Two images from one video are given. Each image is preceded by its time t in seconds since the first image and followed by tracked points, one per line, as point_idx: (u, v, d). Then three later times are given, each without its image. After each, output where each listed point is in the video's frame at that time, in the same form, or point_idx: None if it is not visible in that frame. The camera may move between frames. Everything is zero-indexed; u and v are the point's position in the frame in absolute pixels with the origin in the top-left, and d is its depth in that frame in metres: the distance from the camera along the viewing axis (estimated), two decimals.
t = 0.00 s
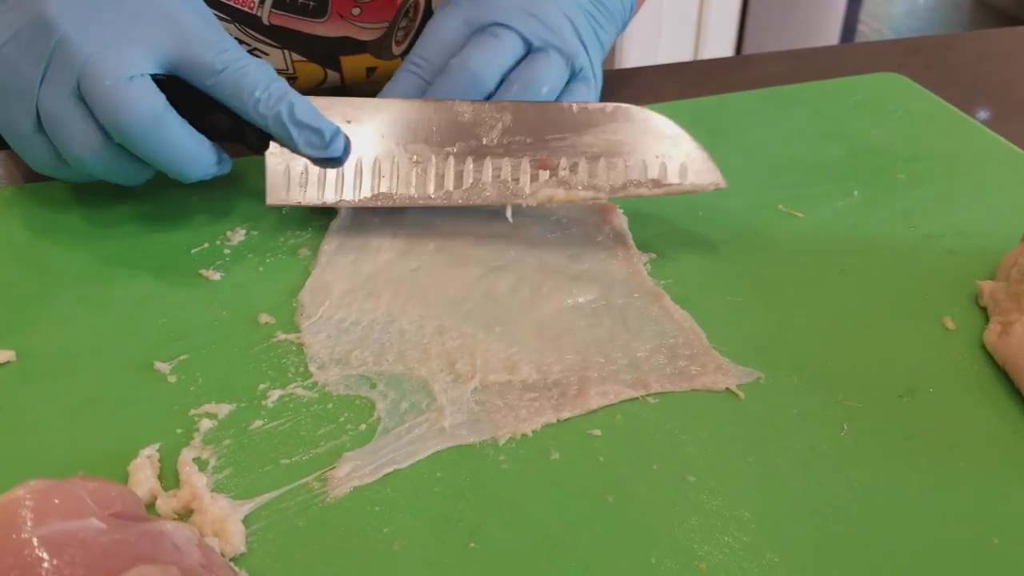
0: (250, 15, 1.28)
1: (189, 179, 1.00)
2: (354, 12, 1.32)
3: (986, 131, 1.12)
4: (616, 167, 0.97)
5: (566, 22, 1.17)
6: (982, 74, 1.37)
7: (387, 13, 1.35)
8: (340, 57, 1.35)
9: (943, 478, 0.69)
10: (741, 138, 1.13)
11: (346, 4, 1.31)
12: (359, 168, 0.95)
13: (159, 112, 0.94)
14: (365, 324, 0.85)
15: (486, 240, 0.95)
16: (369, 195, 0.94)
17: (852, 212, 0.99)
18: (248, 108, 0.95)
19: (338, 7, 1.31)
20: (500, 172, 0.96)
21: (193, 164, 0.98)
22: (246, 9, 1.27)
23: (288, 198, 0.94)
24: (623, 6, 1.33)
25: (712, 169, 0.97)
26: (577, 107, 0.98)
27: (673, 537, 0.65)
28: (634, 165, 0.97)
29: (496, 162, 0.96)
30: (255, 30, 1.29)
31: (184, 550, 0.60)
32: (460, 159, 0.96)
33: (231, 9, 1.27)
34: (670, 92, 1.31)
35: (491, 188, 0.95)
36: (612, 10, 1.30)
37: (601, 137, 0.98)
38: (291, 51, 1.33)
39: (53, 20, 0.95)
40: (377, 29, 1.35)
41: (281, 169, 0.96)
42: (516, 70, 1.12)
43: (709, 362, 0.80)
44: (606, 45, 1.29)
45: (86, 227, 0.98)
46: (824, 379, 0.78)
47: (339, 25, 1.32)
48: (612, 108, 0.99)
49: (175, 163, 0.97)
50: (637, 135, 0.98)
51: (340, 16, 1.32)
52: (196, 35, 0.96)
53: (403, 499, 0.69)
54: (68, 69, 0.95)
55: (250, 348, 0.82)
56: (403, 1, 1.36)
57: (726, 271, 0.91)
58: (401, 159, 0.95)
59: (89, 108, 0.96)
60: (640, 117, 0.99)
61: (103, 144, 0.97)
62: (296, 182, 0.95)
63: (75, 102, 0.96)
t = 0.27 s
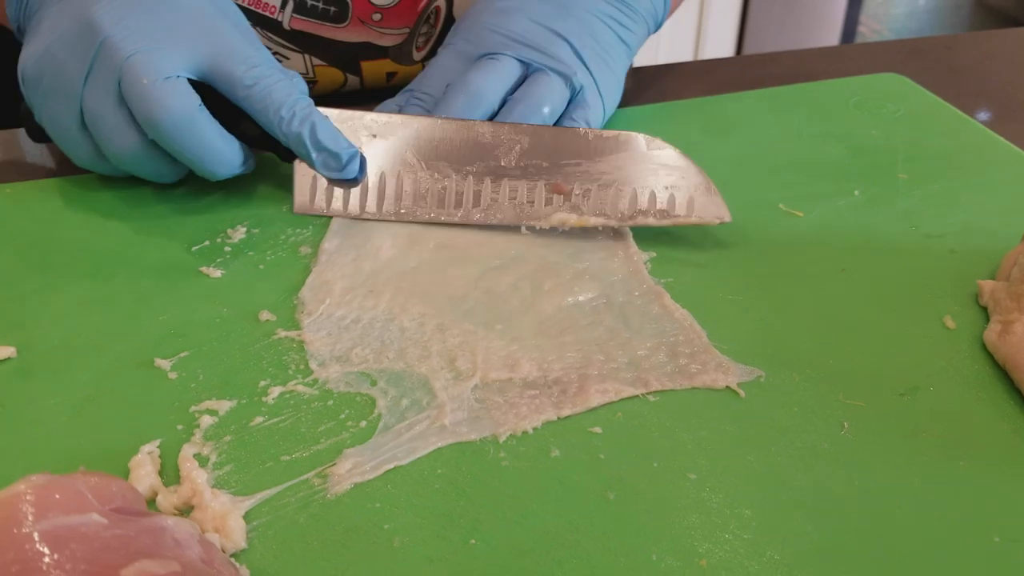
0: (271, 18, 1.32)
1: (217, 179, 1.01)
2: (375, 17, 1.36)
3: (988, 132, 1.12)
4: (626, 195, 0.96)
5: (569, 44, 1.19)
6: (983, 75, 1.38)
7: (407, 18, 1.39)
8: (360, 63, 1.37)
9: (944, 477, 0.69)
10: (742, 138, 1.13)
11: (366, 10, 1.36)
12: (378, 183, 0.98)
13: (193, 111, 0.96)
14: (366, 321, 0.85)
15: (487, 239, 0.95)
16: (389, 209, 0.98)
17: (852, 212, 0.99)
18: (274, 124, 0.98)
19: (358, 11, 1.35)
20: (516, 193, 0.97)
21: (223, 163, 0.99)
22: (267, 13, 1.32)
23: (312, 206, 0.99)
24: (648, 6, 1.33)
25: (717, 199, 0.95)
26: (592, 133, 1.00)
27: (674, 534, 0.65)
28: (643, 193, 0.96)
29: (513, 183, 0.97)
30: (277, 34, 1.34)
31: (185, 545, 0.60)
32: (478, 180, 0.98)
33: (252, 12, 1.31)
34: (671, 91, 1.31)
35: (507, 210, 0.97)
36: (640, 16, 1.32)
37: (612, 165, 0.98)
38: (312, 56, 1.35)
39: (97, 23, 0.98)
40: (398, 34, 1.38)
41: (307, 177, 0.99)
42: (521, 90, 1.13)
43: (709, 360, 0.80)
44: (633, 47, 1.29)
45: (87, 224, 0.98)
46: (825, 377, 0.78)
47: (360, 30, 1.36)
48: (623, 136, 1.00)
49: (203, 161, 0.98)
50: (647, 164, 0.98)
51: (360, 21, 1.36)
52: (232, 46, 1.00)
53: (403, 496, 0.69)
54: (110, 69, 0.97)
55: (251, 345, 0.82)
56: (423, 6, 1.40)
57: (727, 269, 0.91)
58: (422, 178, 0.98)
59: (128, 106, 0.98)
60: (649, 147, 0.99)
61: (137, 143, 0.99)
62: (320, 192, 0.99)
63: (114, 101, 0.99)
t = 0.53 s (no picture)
0: (301, 18, 1.30)
1: (204, 168, 1.01)
2: (405, 19, 1.33)
3: (991, 132, 1.12)
4: (612, 226, 0.94)
5: (584, 51, 1.16)
6: (986, 74, 1.37)
7: (437, 21, 1.36)
8: (389, 63, 1.33)
9: (945, 476, 0.69)
10: (744, 137, 1.13)
11: (397, 11, 1.32)
12: (366, 191, 0.98)
13: (187, 98, 0.96)
14: (368, 321, 0.85)
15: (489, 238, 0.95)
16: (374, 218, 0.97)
17: (854, 211, 0.99)
18: (271, 121, 0.97)
19: (389, 13, 1.32)
20: (503, 214, 0.95)
21: (212, 153, 0.99)
22: (298, 14, 1.30)
23: (299, 209, 0.99)
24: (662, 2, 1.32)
25: (703, 239, 0.93)
26: (585, 160, 0.96)
27: (674, 533, 0.66)
28: (630, 225, 0.93)
29: (499, 204, 0.96)
30: (307, 34, 1.31)
31: (187, 544, 0.60)
32: (466, 198, 0.96)
33: (283, 11, 1.29)
34: (674, 92, 1.31)
35: (491, 230, 0.95)
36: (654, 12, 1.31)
37: (602, 194, 0.95)
38: (342, 56, 1.32)
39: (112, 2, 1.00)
40: (428, 36, 1.36)
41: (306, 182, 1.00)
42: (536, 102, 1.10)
43: (711, 359, 0.80)
44: (646, 46, 1.28)
45: (91, 223, 0.98)
46: (827, 377, 0.78)
47: (390, 32, 1.33)
48: (618, 166, 0.96)
49: (191, 149, 0.98)
50: (639, 195, 0.95)
51: (391, 22, 1.33)
52: (240, 41, 1.00)
53: (405, 495, 0.69)
54: (114, 46, 0.98)
55: (253, 344, 0.83)
56: (454, 9, 1.37)
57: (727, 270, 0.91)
58: (411, 191, 0.97)
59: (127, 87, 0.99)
60: (643, 178, 0.96)
61: (130, 122, 0.99)
62: (309, 196, 0.99)
63: (114, 79, 0.99)
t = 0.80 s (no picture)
0: (315, 17, 1.30)
1: (210, 172, 1.00)
2: (418, 19, 1.32)
3: (990, 132, 1.12)
4: (620, 230, 0.93)
5: (593, 54, 1.15)
6: (986, 74, 1.37)
7: (451, 21, 1.34)
8: (402, 62, 1.34)
9: (944, 475, 0.69)
10: (743, 137, 1.13)
11: (411, 11, 1.31)
12: (371, 197, 0.97)
13: (195, 101, 0.96)
14: (367, 321, 0.85)
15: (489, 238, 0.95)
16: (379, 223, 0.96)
17: (854, 211, 0.99)
18: (279, 126, 0.97)
19: (402, 13, 1.31)
20: (509, 218, 0.95)
21: (218, 157, 0.98)
22: (312, 12, 1.29)
23: (304, 214, 0.99)
24: None
25: (711, 241, 0.92)
26: (593, 165, 0.97)
27: (672, 532, 0.66)
28: (638, 229, 0.93)
29: (506, 208, 0.96)
30: (321, 32, 1.31)
31: (186, 543, 0.60)
32: (473, 202, 0.96)
33: (297, 9, 1.29)
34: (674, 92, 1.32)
35: (497, 234, 0.95)
36: (661, 9, 1.30)
37: (610, 197, 0.95)
38: (355, 54, 1.32)
39: (123, 6, 1.00)
40: (441, 36, 1.35)
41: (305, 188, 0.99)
42: (543, 107, 1.09)
43: (710, 359, 0.80)
44: (654, 44, 1.29)
45: (90, 223, 0.98)
46: (826, 377, 0.78)
47: (404, 31, 1.32)
48: (624, 170, 0.96)
49: (198, 153, 0.97)
50: (647, 199, 0.95)
51: (404, 22, 1.32)
52: (249, 47, 1.01)
53: (404, 495, 0.69)
54: (124, 49, 0.98)
55: (253, 343, 0.83)
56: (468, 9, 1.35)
57: (726, 270, 0.91)
58: (417, 196, 0.97)
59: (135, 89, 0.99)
60: (650, 182, 0.96)
61: (137, 125, 0.99)
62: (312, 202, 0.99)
63: (122, 82, 0.99)
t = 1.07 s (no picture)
0: (322, 20, 1.30)
1: (196, 174, 0.99)
2: (424, 22, 1.33)
3: (993, 132, 1.12)
4: (609, 238, 0.93)
5: (596, 56, 1.15)
6: (989, 73, 1.37)
7: (457, 24, 1.34)
8: (407, 65, 1.33)
9: (946, 476, 0.69)
10: (745, 137, 1.13)
11: (417, 15, 1.32)
12: (361, 201, 0.97)
13: (185, 103, 0.95)
14: (368, 321, 0.85)
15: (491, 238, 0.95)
16: (368, 227, 0.95)
17: (856, 211, 0.99)
18: (267, 129, 0.98)
19: (408, 17, 1.31)
20: (496, 224, 0.95)
21: (206, 159, 0.97)
22: (319, 15, 1.30)
23: (291, 216, 0.98)
24: None
25: (697, 248, 0.92)
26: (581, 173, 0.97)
27: (673, 533, 0.66)
28: (627, 238, 0.93)
29: (493, 214, 0.95)
30: (328, 35, 1.31)
31: (186, 543, 0.60)
32: (460, 207, 0.95)
33: (304, 12, 1.30)
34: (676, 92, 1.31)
35: (483, 240, 0.94)
36: (663, 11, 1.31)
37: (599, 206, 0.95)
38: (362, 57, 1.32)
39: (116, 8, 1.01)
40: (447, 39, 1.34)
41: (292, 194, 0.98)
42: (545, 108, 1.09)
43: (712, 359, 0.80)
44: (655, 46, 1.29)
45: (91, 223, 0.98)
46: (828, 378, 0.78)
47: (410, 34, 1.32)
48: (616, 179, 0.97)
49: (185, 155, 0.96)
50: (636, 208, 0.94)
51: (411, 26, 1.32)
52: (241, 52, 1.01)
53: (405, 495, 0.69)
54: (116, 50, 0.98)
55: (253, 344, 0.83)
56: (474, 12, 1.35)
57: (727, 270, 0.91)
58: (406, 200, 0.96)
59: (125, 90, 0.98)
60: (640, 194, 0.96)
61: (126, 125, 0.98)
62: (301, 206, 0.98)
63: (113, 83, 0.99)
